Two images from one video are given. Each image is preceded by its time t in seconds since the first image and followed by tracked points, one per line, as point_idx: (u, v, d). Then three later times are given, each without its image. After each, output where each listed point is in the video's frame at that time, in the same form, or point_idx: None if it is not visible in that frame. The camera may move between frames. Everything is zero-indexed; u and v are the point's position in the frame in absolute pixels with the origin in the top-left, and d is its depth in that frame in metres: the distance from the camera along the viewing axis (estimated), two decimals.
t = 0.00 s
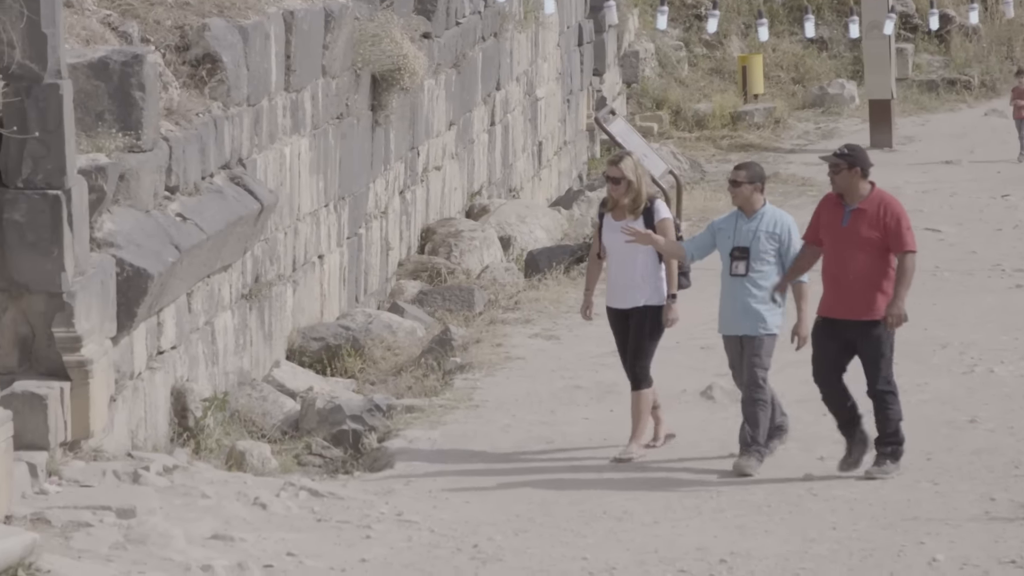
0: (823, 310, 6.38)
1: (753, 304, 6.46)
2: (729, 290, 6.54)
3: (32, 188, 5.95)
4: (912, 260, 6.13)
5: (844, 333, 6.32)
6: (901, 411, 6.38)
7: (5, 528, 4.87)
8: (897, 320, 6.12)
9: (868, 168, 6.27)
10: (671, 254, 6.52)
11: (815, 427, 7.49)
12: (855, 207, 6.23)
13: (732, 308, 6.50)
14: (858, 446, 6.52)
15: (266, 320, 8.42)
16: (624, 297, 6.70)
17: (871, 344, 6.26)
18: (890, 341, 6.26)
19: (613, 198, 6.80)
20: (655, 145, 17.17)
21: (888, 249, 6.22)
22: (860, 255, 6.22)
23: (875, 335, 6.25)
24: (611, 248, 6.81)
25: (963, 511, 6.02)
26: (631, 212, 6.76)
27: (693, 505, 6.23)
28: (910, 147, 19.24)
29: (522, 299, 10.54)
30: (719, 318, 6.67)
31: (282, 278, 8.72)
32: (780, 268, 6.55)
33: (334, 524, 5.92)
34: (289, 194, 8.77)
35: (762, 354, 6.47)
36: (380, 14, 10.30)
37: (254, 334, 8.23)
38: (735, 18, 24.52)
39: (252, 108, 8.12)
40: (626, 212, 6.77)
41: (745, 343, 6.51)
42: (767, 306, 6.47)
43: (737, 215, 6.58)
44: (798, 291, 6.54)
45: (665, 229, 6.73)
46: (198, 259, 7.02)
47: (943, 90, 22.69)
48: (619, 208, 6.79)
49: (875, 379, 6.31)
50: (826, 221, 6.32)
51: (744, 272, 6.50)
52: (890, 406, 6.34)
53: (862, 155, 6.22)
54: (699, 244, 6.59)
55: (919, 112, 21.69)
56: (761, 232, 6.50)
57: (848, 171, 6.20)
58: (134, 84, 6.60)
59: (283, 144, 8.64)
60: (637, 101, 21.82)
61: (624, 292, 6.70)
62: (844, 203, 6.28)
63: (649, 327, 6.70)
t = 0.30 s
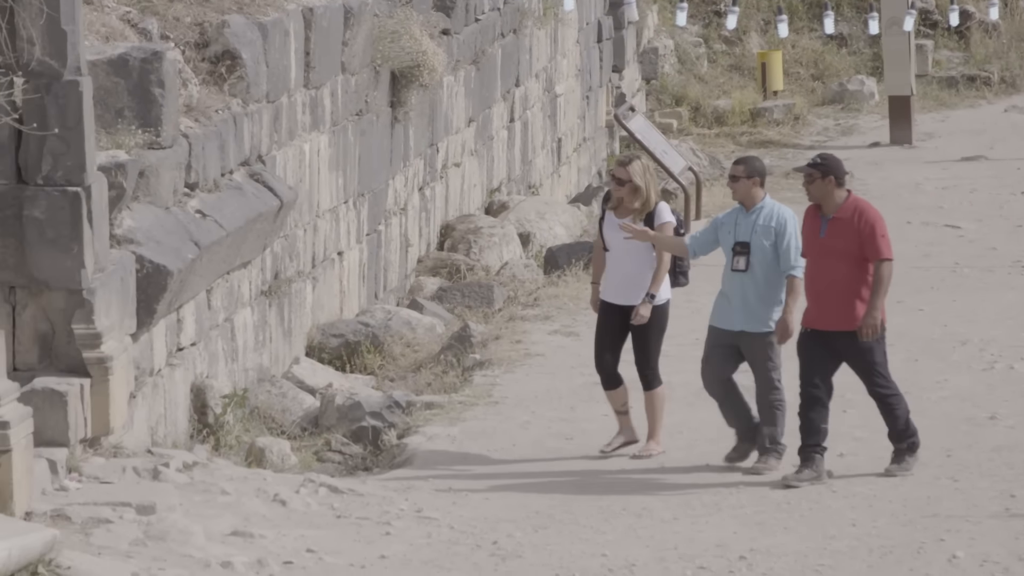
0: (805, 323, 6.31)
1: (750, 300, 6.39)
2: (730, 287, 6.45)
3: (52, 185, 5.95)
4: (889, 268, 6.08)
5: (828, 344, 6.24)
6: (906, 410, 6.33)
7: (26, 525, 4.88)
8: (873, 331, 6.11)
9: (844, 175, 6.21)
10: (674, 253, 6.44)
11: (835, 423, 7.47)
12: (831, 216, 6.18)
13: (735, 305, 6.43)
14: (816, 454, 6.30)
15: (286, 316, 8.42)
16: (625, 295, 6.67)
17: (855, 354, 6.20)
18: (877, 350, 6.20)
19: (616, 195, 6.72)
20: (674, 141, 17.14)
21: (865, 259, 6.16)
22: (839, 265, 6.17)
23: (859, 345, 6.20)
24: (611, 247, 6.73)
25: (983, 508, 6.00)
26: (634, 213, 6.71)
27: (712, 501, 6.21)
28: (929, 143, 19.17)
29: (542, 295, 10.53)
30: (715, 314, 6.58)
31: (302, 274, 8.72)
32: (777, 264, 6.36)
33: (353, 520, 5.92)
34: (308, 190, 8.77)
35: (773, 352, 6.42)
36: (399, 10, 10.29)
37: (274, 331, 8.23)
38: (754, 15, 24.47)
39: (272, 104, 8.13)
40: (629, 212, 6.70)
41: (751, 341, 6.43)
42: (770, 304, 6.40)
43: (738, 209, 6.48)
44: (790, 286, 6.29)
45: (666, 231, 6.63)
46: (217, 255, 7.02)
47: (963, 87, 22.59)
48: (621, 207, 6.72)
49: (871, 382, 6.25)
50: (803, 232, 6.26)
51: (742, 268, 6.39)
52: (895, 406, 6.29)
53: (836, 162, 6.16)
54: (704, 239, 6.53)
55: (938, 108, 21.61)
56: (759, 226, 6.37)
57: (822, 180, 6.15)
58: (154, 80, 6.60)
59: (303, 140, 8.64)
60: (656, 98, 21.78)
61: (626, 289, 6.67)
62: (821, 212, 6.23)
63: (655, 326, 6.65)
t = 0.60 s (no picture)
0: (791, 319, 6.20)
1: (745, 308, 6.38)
2: (724, 296, 6.44)
3: (74, 182, 5.95)
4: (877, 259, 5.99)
5: (814, 338, 6.15)
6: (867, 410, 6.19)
7: (49, 521, 4.89)
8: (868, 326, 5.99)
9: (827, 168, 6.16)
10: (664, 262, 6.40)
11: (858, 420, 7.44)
12: (815, 208, 6.10)
13: (730, 312, 6.39)
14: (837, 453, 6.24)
15: (309, 313, 8.42)
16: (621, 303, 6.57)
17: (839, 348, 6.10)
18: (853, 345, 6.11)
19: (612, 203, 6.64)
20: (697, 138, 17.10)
21: (851, 251, 6.07)
22: (825, 256, 6.06)
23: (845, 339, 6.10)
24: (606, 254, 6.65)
25: (1006, 505, 5.96)
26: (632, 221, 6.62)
27: (735, 498, 6.19)
28: (953, 139, 19.08)
29: (564, 292, 10.52)
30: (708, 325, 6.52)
31: (324, 271, 8.72)
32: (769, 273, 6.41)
33: (376, 517, 5.92)
34: (331, 187, 8.77)
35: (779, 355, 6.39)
36: (422, 7, 10.29)
37: (297, 328, 8.24)
38: (777, 11, 24.39)
39: (294, 101, 8.13)
40: (625, 220, 6.62)
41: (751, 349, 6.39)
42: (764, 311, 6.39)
43: (728, 219, 6.51)
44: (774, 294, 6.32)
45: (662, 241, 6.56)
46: (240, 253, 7.03)
47: (986, 83, 22.48)
48: (618, 215, 6.64)
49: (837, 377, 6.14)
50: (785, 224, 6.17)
51: (736, 278, 6.41)
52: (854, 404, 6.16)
53: (818, 154, 6.13)
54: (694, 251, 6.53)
55: (962, 105, 21.51)
56: (750, 235, 6.42)
57: (805, 172, 6.09)
58: (177, 78, 6.61)
59: (325, 138, 8.64)
60: (678, 94, 21.72)
61: (621, 297, 6.57)
62: (804, 204, 6.15)
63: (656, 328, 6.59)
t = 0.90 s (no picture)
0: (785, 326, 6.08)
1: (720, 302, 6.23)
2: (702, 291, 6.30)
3: (102, 178, 5.95)
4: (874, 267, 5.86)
5: (809, 344, 6.00)
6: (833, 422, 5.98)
7: (77, 516, 4.90)
8: (865, 336, 5.87)
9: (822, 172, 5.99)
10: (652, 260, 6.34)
11: (885, 415, 7.41)
12: (810, 215, 5.95)
13: (706, 308, 6.26)
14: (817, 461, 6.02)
15: (336, 309, 8.43)
16: (619, 299, 6.44)
17: (835, 356, 5.95)
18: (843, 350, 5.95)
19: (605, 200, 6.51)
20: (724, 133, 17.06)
21: (847, 258, 5.93)
22: (820, 265, 5.94)
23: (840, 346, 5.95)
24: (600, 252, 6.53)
25: None
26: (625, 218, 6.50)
27: (762, 493, 6.16)
28: (980, 134, 18.98)
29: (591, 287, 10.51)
30: (696, 321, 6.43)
31: (352, 266, 8.73)
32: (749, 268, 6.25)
33: (403, 512, 5.92)
34: (358, 182, 8.77)
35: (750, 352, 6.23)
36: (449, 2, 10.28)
37: (324, 324, 8.24)
38: (804, 6, 24.32)
39: (321, 97, 8.13)
40: (620, 218, 6.50)
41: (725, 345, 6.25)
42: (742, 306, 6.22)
43: (711, 215, 6.36)
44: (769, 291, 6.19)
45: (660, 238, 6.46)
46: (267, 248, 7.03)
47: (1014, 77, 22.37)
48: (611, 212, 6.52)
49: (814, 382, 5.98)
50: (779, 231, 6.01)
51: (713, 272, 6.26)
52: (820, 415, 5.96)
53: (812, 159, 5.95)
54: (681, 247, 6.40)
55: (990, 99, 21.39)
56: (732, 230, 6.27)
57: (799, 179, 5.92)
58: (204, 73, 6.61)
59: (352, 133, 8.64)
60: (705, 89, 21.66)
61: (619, 294, 6.44)
62: (797, 210, 5.99)
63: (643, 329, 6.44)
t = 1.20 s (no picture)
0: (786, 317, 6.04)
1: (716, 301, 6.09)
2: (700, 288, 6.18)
3: (135, 172, 5.96)
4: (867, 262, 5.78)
5: (801, 336, 5.96)
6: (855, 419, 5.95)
7: (110, 509, 4.91)
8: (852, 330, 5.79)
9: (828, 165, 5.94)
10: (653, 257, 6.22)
11: (918, 408, 7.36)
12: (811, 206, 5.92)
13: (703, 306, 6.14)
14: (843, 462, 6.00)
15: (368, 302, 8.43)
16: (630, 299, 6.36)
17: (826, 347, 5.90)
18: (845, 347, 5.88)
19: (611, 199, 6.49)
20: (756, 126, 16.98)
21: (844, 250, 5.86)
22: (817, 255, 5.89)
23: (831, 339, 5.89)
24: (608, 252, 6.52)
25: None
26: (631, 216, 6.47)
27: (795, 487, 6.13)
28: (1015, 127, 18.85)
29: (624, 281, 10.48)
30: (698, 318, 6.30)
31: (384, 260, 8.73)
32: (747, 266, 6.10)
33: (436, 505, 5.91)
34: (390, 176, 8.77)
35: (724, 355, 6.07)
36: None
37: (356, 317, 8.24)
38: None
39: (353, 90, 8.13)
40: (627, 217, 6.48)
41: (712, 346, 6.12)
42: (733, 306, 6.07)
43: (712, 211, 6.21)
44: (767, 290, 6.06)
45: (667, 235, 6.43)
46: (300, 242, 7.03)
47: None
48: (618, 211, 6.50)
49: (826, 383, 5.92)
50: (784, 222, 6.01)
51: (710, 270, 6.12)
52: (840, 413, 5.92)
53: (816, 150, 5.90)
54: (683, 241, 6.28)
55: None
56: (729, 228, 6.11)
57: (800, 170, 5.89)
58: (236, 67, 6.61)
59: (385, 127, 8.63)
60: (738, 83, 21.57)
61: (629, 294, 6.36)
62: (802, 202, 5.97)
63: (641, 334, 6.35)
